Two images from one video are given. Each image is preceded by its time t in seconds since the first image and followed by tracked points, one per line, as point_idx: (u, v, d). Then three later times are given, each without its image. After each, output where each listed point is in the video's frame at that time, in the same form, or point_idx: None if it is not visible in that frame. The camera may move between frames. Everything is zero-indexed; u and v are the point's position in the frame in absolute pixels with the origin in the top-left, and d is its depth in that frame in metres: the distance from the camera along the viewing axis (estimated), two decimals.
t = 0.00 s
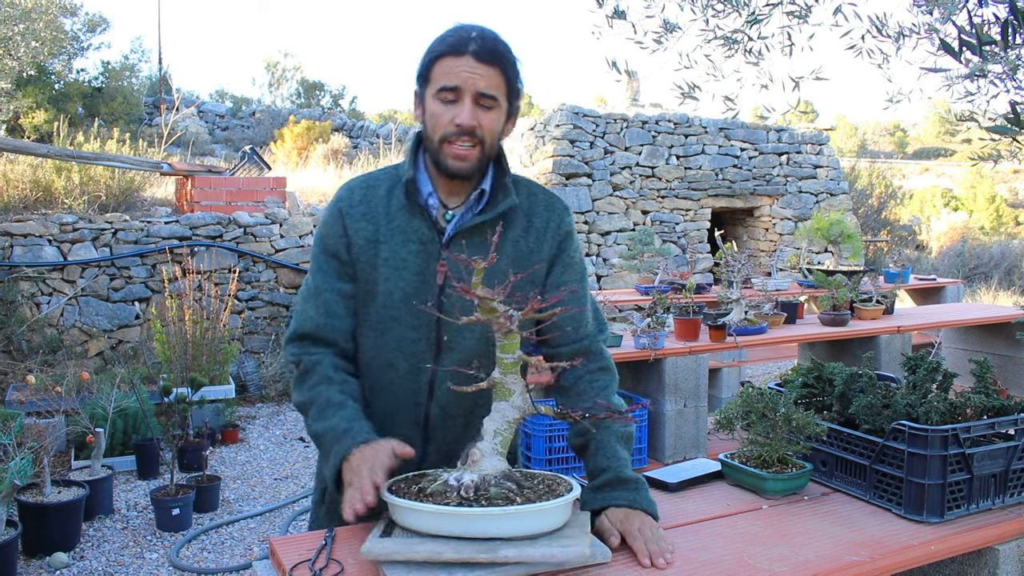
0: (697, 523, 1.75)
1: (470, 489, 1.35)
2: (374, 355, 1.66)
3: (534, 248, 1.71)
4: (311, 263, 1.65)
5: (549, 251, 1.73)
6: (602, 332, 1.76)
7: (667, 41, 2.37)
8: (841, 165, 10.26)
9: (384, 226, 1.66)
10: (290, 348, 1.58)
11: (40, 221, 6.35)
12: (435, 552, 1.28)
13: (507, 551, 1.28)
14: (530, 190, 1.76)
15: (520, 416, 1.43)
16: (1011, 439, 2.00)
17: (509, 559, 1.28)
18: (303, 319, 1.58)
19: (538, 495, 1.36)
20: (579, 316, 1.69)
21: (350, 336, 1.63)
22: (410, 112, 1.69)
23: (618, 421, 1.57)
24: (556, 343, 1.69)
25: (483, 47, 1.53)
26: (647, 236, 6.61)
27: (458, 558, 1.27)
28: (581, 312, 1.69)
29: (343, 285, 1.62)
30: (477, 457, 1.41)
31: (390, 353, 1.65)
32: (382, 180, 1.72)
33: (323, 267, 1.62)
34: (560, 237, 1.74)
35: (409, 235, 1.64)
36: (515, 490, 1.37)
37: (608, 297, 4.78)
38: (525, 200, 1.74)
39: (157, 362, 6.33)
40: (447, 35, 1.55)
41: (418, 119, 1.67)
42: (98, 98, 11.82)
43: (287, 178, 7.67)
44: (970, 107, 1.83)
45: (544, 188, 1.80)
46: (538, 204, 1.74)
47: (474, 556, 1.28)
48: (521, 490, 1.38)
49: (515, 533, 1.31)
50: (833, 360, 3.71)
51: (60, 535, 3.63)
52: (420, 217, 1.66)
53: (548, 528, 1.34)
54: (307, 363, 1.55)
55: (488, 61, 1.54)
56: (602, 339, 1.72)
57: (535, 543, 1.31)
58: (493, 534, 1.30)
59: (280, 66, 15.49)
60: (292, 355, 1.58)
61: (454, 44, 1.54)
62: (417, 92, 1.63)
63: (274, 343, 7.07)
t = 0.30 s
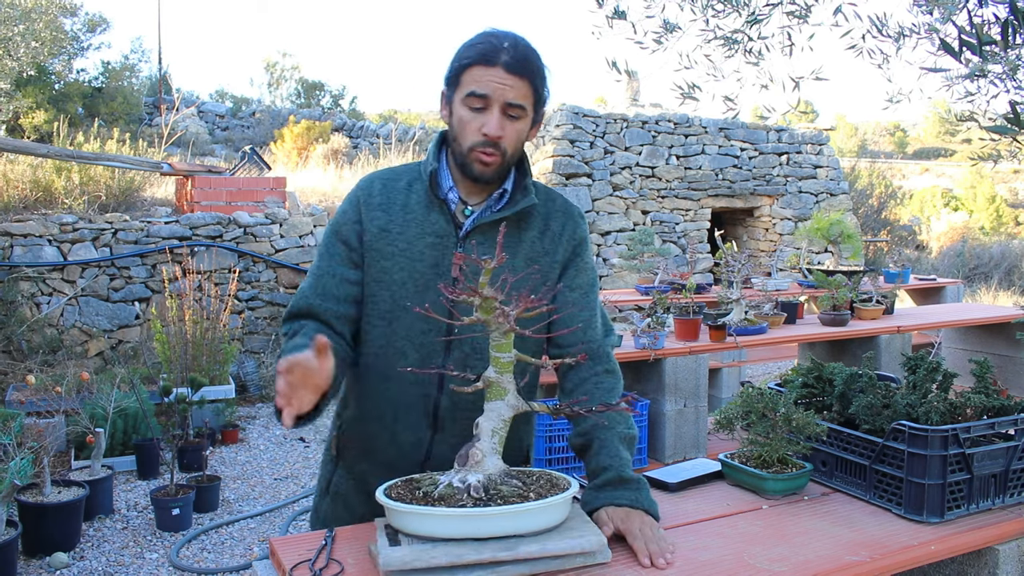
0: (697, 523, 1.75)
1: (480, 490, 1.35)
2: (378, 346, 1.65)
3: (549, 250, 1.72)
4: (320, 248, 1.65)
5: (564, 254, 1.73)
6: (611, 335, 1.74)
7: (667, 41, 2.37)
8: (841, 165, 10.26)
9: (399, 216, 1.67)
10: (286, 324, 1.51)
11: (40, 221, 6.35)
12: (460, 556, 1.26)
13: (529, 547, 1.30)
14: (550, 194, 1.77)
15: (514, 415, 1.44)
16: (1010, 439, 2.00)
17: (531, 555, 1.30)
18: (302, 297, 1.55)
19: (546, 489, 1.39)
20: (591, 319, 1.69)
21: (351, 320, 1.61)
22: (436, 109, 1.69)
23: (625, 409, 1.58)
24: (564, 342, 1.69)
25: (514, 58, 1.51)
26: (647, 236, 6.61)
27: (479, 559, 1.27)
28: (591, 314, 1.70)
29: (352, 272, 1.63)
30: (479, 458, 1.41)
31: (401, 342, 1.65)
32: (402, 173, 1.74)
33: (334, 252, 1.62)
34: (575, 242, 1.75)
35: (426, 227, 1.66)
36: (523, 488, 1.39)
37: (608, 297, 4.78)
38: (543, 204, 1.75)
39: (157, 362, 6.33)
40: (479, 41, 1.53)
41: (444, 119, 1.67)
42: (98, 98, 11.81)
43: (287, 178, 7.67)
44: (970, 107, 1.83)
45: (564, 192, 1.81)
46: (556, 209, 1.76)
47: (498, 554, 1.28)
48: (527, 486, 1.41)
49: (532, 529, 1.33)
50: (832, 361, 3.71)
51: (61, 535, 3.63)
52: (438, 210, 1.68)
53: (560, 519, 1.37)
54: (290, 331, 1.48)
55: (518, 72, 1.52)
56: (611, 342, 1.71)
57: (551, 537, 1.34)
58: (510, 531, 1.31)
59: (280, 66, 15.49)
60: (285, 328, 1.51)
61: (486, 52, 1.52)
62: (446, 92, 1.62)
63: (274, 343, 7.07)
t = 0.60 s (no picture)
0: (697, 523, 1.75)
1: (487, 490, 1.35)
2: (385, 352, 1.66)
3: (550, 249, 1.72)
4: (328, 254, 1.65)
5: (565, 253, 1.73)
6: (613, 335, 1.74)
7: (667, 41, 2.36)
8: (841, 165, 10.26)
9: (403, 219, 1.67)
10: (302, 335, 1.54)
11: (40, 221, 6.34)
12: (474, 556, 1.26)
13: (541, 543, 1.32)
14: (550, 193, 1.77)
15: (510, 413, 1.44)
16: (1010, 439, 1.99)
17: (543, 551, 1.31)
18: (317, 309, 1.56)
19: (548, 486, 1.40)
20: (592, 318, 1.69)
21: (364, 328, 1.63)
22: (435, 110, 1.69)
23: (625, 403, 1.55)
24: (565, 342, 1.70)
25: (510, 59, 1.51)
26: (647, 236, 6.61)
27: (496, 558, 1.28)
28: (591, 314, 1.70)
29: (361, 276, 1.63)
30: (480, 458, 1.40)
31: (407, 345, 1.66)
32: (404, 175, 1.74)
33: (341, 257, 1.63)
34: (576, 241, 1.75)
35: (428, 230, 1.66)
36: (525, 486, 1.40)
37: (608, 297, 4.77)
38: (544, 203, 1.75)
39: (157, 362, 6.33)
40: (475, 42, 1.53)
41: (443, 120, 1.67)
42: (98, 98, 11.81)
43: (287, 178, 7.67)
44: (970, 107, 1.83)
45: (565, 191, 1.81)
46: (557, 207, 1.75)
47: (512, 552, 1.29)
48: (528, 484, 1.42)
49: (540, 525, 1.34)
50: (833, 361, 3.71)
51: (61, 535, 3.63)
52: (440, 213, 1.68)
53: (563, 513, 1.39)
54: (311, 351, 1.51)
55: (514, 73, 1.52)
56: (612, 341, 1.71)
57: (560, 531, 1.36)
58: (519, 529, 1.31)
59: (280, 66, 15.48)
60: (301, 341, 1.54)
61: (482, 53, 1.51)
62: (443, 92, 1.62)
63: (274, 343, 7.07)
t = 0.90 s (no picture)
0: (698, 523, 1.75)
1: (488, 490, 1.36)
2: (392, 361, 1.67)
3: (548, 249, 1.71)
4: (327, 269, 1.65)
5: (563, 253, 1.73)
6: (614, 333, 1.75)
7: (667, 41, 2.36)
8: (841, 165, 10.26)
9: (399, 229, 1.66)
10: (311, 360, 1.59)
11: (40, 221, 6.34)
12: (477, 556, 1.26)
13: (543, 542, 1.32)
14: (546, 191, 1.76)
15: (508, 412, 1.44)
16: (1010, 439, 1.99)
17: (546, 550, 1.31)
18: (325, 328, 1.58)
19: (548, 485, 1.41)
20: (591, 317, 1.69)
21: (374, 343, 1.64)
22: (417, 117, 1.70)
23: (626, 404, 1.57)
24: (566, 342, 1.70)
25: (468, 51, 1.51)
26: (647, 236, 6.61)
27: (498, 558, 1.28)
28: (591, 314, 1.70)
29: (364, 290, 1.63)
30: (480, 458, 1.40)
31: (409, 355, 1.66)
32: (394, 182, 1.72)
33: (341, 273, 1.63)
34: (574, 239, 1.74)
35: (425, 238, 1.66)
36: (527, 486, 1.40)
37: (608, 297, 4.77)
38: (541, 201, 1.74)
39: (157, 362, 6.34)
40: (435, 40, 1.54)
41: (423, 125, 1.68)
42: (98, 98, 11.81)
43: (287, 178, 7.67)
44: (970, 107, 1.83)
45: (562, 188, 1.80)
46: (554, 205, 1.74)
47: (514, 552, 1.29)
48: (529, 484, 1.42)
49: (541, 525, 1.34)
50: (832, 361, 3.71)
51: (61, 535, 3.63)
52: (435, 220, 1.67)
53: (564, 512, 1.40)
54: (324, 373, 1.56)
55: (474, 65, 1.51)
56: (613, 340, 1.72)
57: (561, 531, 1.36)
58: (521, 528, 1.31)
59: (280, 66, 15.48)
60: (311, 365, 1.58)
61: (441, 49, 1.53)
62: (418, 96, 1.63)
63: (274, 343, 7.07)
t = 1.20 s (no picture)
0: (697, 523, 1.75)
1: (488, 490, 1.36)
2: (391, 369, 1.68)
3: (540, 253, 1.71)
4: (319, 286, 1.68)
5: (555, 255, 1.73)
6: (612, 331, 1.74)
7: (667, 41, 2.35)
8: (841, 165, 10.25)
9: (386, 242, 1.66)
10: (308, 375, 1.64)
11: (40, 221, 6.34)
12: (477, 556, 1.26)
13: (543, 542, 1.31)
14: (534, 193, 1.76)
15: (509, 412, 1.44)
16: (1010, 439, 1.99)
17: (546, 550, 1.31)
18: (320, 345, 1.61)
19: (548, 486, 1.41)
20: (586, 318, 1.69)
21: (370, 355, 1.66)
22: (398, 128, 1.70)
23: (626, 403, 1.58)
24: (563, 345, 1.70)
25: (446, 57, 1.51)
26: (647, 236, 6.61)
27: (497, 558, 1.28)
28: (585, 314, 1.70)
29: (355, 305, 1.65)
30: (480, 458, 1.40)
31: (404, 366, 1.66)
32: (379, 194, 1.72)
33: (332, 290, 1.65)
34: (566, 239, 1.74)
35: (412, 249, 1.66)
36: (527, 487, 1.40)
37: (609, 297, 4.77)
38: (530, 205, 1.73)
39: (157, 362, 6.34)
40: (414, 49, 1.55)
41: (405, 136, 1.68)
42: (98, 98, 11.81)
43: (287, 178, 7.67)
44: (970, 107, 1.83)
45: (550, 190, 1.79)
46: (542, 207, 1.74)
47: (515, 552, 1.29)
48: (529, 484, 1.42)
49: (541, 525, 1.34)
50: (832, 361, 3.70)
51: (61, 535, 3.63)
52: (421, 232, 1.67)
53: (564, 512, 1.39)
54: (321, 389, 1.60)
55: (453, 71, 1.51)
56: (611, 339, 1.71)
57: (560, 531, 1.36)
58: (520, 529, 1.32)
59: (280, 66, 15.48)
60: (310, 382, 1.63)
61: (420, 57, 1.53)
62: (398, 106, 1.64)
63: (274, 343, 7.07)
